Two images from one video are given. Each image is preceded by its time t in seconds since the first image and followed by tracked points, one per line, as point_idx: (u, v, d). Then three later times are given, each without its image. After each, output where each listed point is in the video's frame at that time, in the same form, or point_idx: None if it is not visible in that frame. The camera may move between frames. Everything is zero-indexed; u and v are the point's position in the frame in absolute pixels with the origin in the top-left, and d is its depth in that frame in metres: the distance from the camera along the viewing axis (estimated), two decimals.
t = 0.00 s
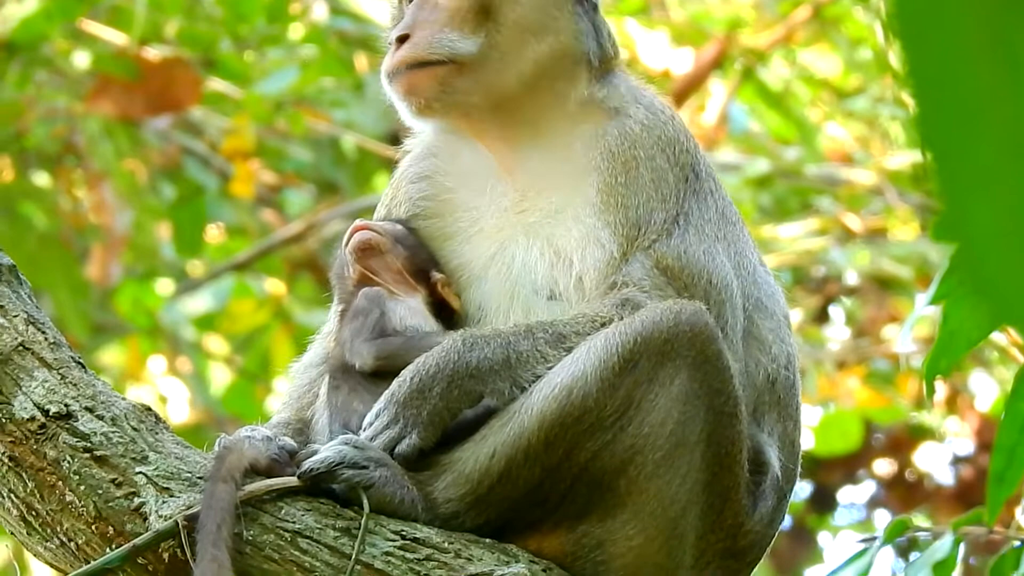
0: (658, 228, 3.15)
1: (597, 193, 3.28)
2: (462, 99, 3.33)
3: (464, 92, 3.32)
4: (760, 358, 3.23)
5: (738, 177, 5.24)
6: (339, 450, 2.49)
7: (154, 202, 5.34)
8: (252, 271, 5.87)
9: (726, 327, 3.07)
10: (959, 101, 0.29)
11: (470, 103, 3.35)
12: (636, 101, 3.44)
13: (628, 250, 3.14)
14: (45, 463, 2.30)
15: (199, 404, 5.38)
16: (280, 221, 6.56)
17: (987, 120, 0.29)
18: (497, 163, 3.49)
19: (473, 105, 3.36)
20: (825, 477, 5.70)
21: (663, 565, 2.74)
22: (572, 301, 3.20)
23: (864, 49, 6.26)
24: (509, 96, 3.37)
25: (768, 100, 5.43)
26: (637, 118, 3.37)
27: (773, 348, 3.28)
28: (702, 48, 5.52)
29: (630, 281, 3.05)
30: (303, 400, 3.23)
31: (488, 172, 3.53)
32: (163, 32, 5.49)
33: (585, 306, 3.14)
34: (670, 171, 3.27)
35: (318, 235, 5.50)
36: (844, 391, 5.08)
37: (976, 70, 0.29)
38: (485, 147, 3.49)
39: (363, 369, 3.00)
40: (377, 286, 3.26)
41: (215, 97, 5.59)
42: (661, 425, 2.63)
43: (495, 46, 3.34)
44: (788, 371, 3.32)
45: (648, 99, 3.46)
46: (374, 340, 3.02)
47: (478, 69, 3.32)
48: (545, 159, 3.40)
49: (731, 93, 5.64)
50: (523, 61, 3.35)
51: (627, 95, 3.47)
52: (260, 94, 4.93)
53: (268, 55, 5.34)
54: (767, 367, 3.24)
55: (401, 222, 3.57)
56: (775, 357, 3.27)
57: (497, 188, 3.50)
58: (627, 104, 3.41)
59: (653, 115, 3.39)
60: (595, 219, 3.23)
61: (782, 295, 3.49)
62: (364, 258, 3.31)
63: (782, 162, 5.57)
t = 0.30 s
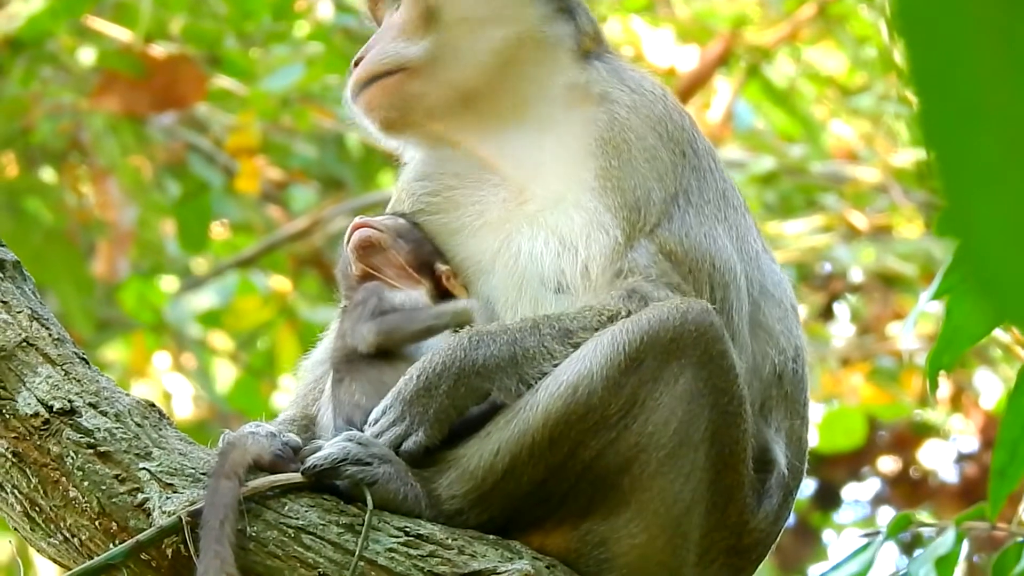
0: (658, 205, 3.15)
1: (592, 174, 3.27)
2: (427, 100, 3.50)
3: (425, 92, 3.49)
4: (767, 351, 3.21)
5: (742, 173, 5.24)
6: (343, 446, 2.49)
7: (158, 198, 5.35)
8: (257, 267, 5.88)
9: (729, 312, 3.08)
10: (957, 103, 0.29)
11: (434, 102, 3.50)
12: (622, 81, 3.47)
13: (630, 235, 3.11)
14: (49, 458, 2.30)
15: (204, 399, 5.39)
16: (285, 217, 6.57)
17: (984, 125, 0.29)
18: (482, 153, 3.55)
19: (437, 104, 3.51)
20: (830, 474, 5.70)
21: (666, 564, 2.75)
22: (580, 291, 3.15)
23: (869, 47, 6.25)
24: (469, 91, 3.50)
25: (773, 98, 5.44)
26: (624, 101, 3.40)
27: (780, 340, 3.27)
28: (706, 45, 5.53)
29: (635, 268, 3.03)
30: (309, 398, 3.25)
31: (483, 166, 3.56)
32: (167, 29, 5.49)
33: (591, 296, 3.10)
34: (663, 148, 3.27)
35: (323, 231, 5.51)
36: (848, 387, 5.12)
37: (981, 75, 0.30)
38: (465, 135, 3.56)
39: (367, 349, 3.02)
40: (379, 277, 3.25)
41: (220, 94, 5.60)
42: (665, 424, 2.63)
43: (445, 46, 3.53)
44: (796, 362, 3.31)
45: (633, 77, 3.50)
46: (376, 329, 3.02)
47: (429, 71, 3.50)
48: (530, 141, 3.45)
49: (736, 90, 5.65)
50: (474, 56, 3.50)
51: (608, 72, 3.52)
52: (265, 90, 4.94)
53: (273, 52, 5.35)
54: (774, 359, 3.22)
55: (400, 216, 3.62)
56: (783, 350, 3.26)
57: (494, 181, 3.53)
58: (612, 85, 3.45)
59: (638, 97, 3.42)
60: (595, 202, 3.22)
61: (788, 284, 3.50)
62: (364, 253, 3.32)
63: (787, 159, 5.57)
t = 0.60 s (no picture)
0: (649, 184, 3.14)
1: (582, 160, 3.27)
2: (408, 121, 3.61)
3: (402, 113, 3.60)
4: (770, 342, 3.20)
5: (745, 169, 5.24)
6: (346, 442, 2.49)
7: (160, 194, 5.35)
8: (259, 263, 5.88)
9: (728, 296, 3.07)
10: (962, 103, 0.34)
11: (413, 120, 3.61)
12: (602, 70, 3.48)
13: (626, 220, 3.10)
14: (52, 454, 2.30)
15: (206, 396, 5.39)
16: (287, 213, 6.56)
17: (987, 123, 0.34)
18: (466, 160, 3.63)
19: (417, 121, 3.61)
20: (832, 471, 5.70)
21: (669, 560, 2.75)
22: (580, 281, 3.14)
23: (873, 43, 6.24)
24: (444, 106, 3.59)
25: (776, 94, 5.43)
26: (606, 87, 3.41)
27: (784, 330, 3.25)
28: (709, 42, 5.52)
29: (634, 255, 3.02)
30: (311, 398, 3.29)
31: (470, 170, 3.64)
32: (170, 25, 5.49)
33: (591, 283, 3.08)
34: (649, 129, 3.27)
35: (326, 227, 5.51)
36: (851, 384, 5.10)
37: (982, 80, 0.34)
38: (447, 141, 3.65)
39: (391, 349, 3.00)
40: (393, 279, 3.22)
41: (222, 90, 5.60)
42: (668, 420, 2.63)
43: (415, 67, 3.64)
44: (799, 354, 3.30)
45: (617, 63, 3.52)
46: (383, 327, 3.02)
47: (402, 93, 3.62)
48: (507, 141, 3.53)
49: (739, 86, 5.64)
50: (443, 74, 3.62)
51: (587, 63, 3.54)
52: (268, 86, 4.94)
53: (276, 48, 5.34)
54: (778, 349, 3.21)
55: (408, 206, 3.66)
56: (786, 339, 3.24)
57: (481, 183, 3.60)
58: (594, 75, 3.46)
59: (619, 82, 3.42)
60: (587, 189, 3.20)
61: (790, 271, 3.48)
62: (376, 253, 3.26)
63: (790, 155, 5.57)
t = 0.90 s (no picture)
0: (651, 179, 3.14)
1: (584, 156, 3.26)
2: (409, 119, 3.64)
3: (403, 111, 3.63)
4: (774, 338, 3.20)
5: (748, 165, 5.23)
6: (349, 439, 2.50)
7: (163, 190, 5.35)
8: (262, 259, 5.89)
9: (730, 290, 3.06)
10: (966, 97, 0.31)
11: (413, 118, 3.63)
12: (604, 65, 3.47)
13: (628, 216, 3.10)
14: (56, 450, 2.30)
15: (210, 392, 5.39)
16: (291, 209, 6.57)
17: (990, 120, 0.32)
18: (467, 158, 3.62)
19: (417, 119, 3.63)
20: (836, 466, 5.70)
21: (673, 556, 2.75)
22: (583, 277, 3.13)
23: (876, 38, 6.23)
24: (445, 104, 3.61)
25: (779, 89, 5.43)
26: (609, 82, 3.40)
27: (788, 327, 3.25)
28: (712, 37, 5.52)
29: (637, 251, 3.02)
30: (315, 395, 3.28)
31: (472, 167, 3.63)
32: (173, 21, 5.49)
33: (594, 279, 3.08)
34: (651, 124, 3.27)
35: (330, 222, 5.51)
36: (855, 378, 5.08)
37: (987, 73, 0.32)
38: (448, 139, 3.65)
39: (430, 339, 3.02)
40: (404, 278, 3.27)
41: (226, 86, 5.60)
42: (671, 416, 2.63)
43: (417, 64, 3.66)
44: (804, 350, 3.30)
45: (619, 57, 3.51)
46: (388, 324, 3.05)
47: (403, 90, 3.64)
48: (509, 138, 3.52)
49: (742, 81, 5.64)
50: (443, 71, 3.62)
51: (589, 59, 3.52)
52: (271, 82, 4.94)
53: (279, 44, 5.35)
54: (782, 346, 3.21)
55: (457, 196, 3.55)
56: (789, 336, 3.24)
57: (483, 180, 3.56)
58: (597, 69, 3.45)
59: (623, 77, 3.41)
60: (589, 185, 3.20)
61: (793, 266, 3.48)
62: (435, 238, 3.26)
63: (793, 150, 5.57)
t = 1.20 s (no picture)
0: (656, 177, 3.14)
1: (589, 155, 3.26)
2: (416, 113, 3.63)
3: (410, 106, 3.63)
4: (778, 337, 3.20)
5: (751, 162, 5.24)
6: (353, 437, 2.49)
7: (166, 189, 5.35)
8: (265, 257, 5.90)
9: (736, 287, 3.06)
10: (967, 93, 0.31)
11: (420, 112, 3.63)
12: (612, 63, 3.46)
13: (633, 215, 3.10)
14: (59, 449, 2.30)
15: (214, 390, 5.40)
16: (293, 208, 6.58)
17: (991, 117, 0.31)
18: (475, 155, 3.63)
19: (424, 113, 3.63)
20: (838, 463, 5.70)
21: (676, 555, 2.75)
22: (587, 275, 3.13)
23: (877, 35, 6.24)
24: (451, 100, 3.61)
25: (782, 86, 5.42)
26: (616, 80, 3.39)
27: (793, 326, 3.25)
28: (715, 34, 5.52)
29: (641, 250, 3.02)
30: (320, 394, 3.28)
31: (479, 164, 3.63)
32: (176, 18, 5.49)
33: (599, 277, 3.08)
34: (657, 123, 3.26)
35: (333, 221, 5.51)
36: (857, 375, 5.13)
37: (988, 67, 0.31)
38: (455, 135, 3.65)
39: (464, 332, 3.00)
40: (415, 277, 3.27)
41: (228, 84, 5.61)
42: (675, 415, 2.63)
43: (424, 60, 3.65)
44: (809, 349, 3.29)
45: (627, 55, 3.51)
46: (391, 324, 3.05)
47: (411, 85, 3.64)
48: (515, 137, 3.52)
49: (744, 79, 5.63)
50: (451, 68, 3.62)
51: (597, 56, 3.51)
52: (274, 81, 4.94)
53: (282, 42, 5.35)
54: (786, 345, 3.21)
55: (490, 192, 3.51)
56: (794, 335, 3.24)
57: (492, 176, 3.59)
58: (604, 67, 3.45)
59: (630, 75, 3.40)
60: (594, 184, 3.20)
61: (798, 265, 3.47)
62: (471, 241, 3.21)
63: (795, 148, 5.57)
